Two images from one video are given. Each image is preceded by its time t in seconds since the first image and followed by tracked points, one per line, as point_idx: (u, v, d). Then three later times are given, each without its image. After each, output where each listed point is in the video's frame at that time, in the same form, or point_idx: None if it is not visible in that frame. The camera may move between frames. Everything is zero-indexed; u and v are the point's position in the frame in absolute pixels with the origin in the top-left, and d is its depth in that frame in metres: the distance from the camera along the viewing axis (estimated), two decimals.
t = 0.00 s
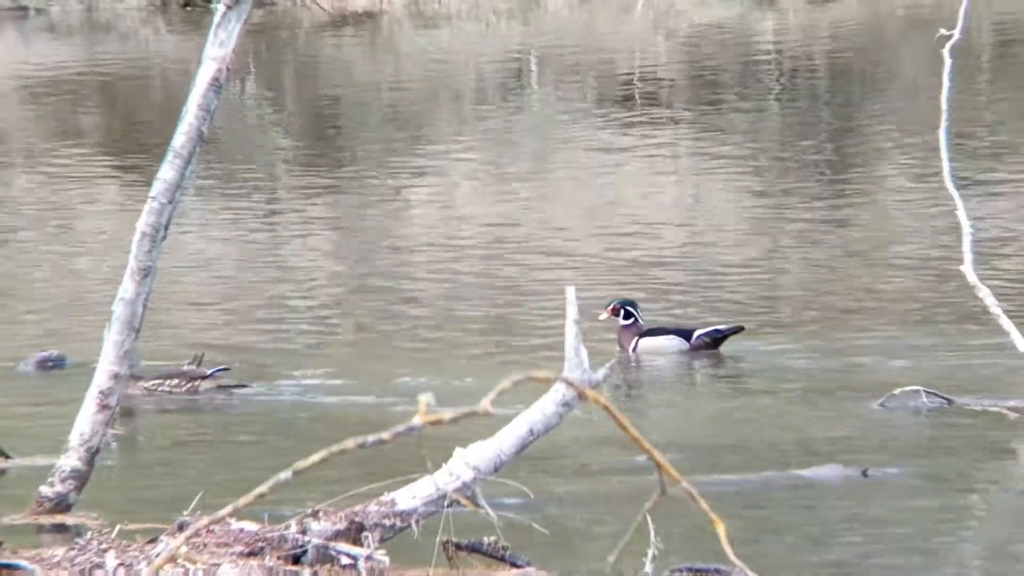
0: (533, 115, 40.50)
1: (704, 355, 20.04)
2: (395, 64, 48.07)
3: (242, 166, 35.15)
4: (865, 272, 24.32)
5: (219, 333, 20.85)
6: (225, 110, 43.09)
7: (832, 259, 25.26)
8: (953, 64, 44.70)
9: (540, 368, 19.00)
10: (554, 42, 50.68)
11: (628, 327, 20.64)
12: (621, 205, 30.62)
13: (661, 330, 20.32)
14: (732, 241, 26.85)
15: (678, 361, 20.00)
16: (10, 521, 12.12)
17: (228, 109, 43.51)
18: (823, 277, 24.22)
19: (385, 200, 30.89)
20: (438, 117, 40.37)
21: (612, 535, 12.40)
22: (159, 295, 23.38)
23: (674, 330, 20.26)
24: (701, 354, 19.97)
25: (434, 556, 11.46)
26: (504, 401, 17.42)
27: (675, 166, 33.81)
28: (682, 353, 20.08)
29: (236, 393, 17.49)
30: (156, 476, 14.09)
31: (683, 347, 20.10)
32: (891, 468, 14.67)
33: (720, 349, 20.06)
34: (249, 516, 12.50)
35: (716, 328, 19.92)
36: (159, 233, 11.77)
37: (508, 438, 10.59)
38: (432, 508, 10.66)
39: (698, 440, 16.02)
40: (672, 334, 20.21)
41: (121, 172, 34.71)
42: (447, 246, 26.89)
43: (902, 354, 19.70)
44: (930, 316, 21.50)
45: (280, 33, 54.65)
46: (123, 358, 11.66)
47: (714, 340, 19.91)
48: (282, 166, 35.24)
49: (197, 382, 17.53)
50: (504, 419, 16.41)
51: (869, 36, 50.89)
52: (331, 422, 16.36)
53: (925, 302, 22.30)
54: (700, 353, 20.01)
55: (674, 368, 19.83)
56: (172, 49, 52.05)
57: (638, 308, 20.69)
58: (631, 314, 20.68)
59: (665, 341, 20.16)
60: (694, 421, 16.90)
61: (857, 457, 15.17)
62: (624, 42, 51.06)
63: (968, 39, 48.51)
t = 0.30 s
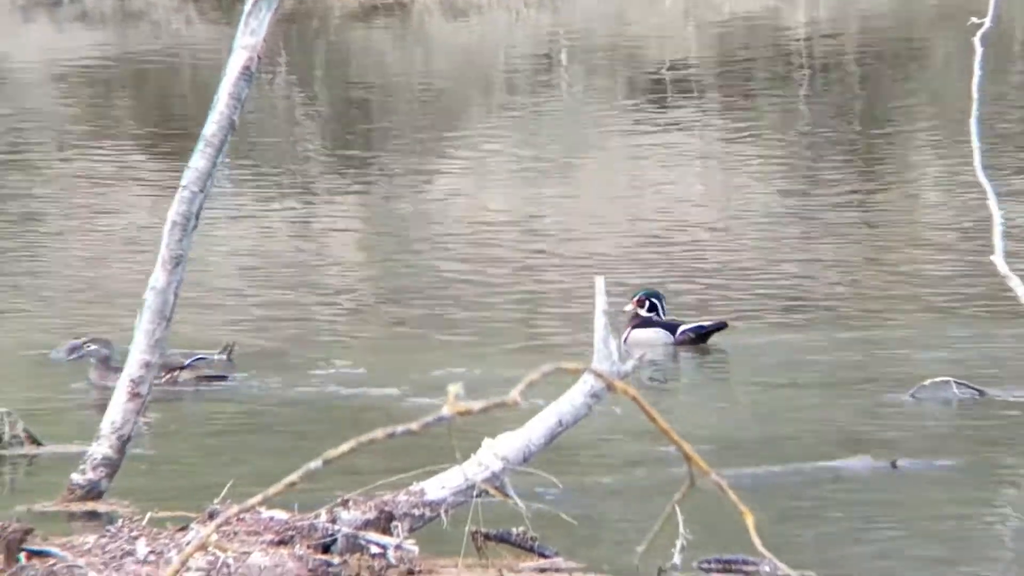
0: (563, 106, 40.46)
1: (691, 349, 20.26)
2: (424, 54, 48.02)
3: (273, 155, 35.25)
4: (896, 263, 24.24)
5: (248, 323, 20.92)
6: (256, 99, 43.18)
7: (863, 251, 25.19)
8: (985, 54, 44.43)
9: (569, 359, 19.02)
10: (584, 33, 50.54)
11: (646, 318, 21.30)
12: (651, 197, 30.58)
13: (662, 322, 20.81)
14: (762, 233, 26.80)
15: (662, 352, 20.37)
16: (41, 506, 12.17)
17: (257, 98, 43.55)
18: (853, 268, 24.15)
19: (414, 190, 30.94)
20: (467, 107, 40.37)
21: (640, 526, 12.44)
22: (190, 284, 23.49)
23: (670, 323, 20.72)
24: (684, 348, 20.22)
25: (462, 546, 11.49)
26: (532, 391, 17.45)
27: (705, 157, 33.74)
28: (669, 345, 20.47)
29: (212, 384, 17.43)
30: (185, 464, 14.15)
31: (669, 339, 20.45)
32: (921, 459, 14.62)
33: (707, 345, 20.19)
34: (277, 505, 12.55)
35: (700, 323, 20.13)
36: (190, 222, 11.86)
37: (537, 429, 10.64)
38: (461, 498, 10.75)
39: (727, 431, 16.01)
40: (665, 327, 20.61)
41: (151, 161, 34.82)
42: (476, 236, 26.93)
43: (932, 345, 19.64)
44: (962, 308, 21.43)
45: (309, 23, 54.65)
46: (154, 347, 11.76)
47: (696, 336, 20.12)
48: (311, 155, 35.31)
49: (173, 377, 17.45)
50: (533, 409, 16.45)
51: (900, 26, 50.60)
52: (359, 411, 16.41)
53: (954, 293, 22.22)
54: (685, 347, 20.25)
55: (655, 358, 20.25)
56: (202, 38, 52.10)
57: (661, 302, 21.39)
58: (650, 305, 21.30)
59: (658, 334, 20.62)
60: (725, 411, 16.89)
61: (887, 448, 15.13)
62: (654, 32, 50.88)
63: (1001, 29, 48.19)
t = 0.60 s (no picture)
0: (592, 92, 40.39)
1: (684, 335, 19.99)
2: (453, 41, 47.98)
3: (302, 141, 35.29)
4: (926, 250, 24.16)
5: (278, 308, 20.97)
6: (285, 85, 43.24)
7: (892, 237, 25.12)
8: (1017, 41, 44.18)
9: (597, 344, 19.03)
10: (614, 20, 50.41)
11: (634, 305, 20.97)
12: (680, 184, 30.50)
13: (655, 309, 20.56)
14: (792, 219, 26.74)
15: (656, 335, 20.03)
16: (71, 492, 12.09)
17: (286, 85, 43.59)
18: (882, 254, 24.07)
19: (443, 176, 30.95)
20: (495, 94, 40.34)
21: (670, 512, 12.44)
22: (220, 270, 23.53)
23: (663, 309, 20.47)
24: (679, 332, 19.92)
25: (492, 531, 11.54)
26: (561, 377, 17.47)
27: (734, 144, 33.65)
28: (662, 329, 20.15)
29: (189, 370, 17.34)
30: (215, 450, 14.19)
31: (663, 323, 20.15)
32: (952, 445, 14.58)
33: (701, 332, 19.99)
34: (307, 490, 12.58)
35: (698, 309, 19.96)
36: (220, 208, 11.99)
37: (566, 414, 10.66)
38: (490, 483, 10.77)
39: (756, 417, 15.98)
40: (660, 313, 20.34)
41: (181, 147, 34.88)
42: (504, 222, 26.92)
43: (962, 332, 19.59)
44: (994, 296, 21.31)
45: (338, 9, 54.64)
46: (186, 333, 11.85)
47: (693, 321, 19.92)
48: (340, 141, 35.33)
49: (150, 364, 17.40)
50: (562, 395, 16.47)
51: (931, 14, 50.35)
52: (386, 397, 16.40)
53: (985, 281, 22.15)
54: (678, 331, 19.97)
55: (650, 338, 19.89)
56: (231, 25, 52.14)
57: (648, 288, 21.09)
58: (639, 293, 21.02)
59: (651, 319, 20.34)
60: (755, 396, 16.83)
61: (918, 434, 15.09)
62: (683, 19, 50.71)
63: None
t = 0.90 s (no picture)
0: (623, 81, 40.32)
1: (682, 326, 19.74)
2: (483, 30, 47.94)
3: (332, 130, 35.31)
4: (957, 239, 24.06)
5: (309, 297, 21.03)
6: (315, 75, 43.28)
7: (923, 226, 25.02)
8: None
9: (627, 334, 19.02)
10: (644, 9, 50.28)
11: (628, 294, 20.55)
12: (710, 173, 30.40)
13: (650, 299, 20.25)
14: (822, 208, 26.65)
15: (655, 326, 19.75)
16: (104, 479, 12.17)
17: (317, 74, 43.63)
18: (913, 243, 23.98)
19: (473, 165, 30.96)
20: (525, 83, 40.30)
21: (700, 501, 12.42)
22: (251, 258, 23.57)
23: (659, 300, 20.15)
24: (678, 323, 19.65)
25: (521, 521, 11.51)
26: (590, 366, 17.47)
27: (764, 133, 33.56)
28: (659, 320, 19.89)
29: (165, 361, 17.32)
30: (245, 439, 14.24)
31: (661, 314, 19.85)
32: (982, 435, 14.52)
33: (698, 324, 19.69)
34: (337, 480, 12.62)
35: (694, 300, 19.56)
36: (252, 197, 12.06)
37: (596, 402, 10.68)
38: (519, 473, 10.77)
39: (786, 406, 15.96)
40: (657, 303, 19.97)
41: (212, 136, 34.98)
42: (534, 211, 26.92)
43: (993, 321, 19.51)
44: None
45: None
46: (217, 322, 11.92)
47: (691, 310, 19.53)
48: (370, 130, 35.37)
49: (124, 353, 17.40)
50: (591, 384, 16.47)
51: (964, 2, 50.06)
52: (415, 388, 16.36)
53: (1017, 270, 22.04)
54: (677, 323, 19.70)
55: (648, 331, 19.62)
56: (262, 14, 52.23)
57: (639, 276, 20.63)
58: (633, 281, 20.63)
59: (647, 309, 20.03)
60: (784, 386, 16.80)
61: (949, 424, 15.04)
62: (714, 8, 50.54)
63: None
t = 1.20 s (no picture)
0: (652, 77, 40.30)
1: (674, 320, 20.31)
2: (513, 27, 47.95)
3: (362, 126, 35.39)
4: (988, 236, 23.98)
5: (339, 293, 21.09)
6: (345, 71, 43.38)
7: (954, 222, 24.94)
8: None
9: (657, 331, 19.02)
10: (674, 6, 50.22)
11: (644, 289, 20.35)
12: (740, 168, 30.35)
13: (651, 294, 20.20)
14: (853, 205, 26.58)
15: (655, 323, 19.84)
16: (136, 473, 12.27)
17: (347, 71, 43.72)
18: (944, 240, 23.90)
19: (502, 161, 30.99)
20: (555, 80, 40.31)
21: (730, 497, 12.43)
22: (282, 254, 23.65)
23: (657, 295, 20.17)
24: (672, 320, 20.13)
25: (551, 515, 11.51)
26: (619, 362, 17.48)
27: (795, 129, 33.48)
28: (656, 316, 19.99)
29: (148, 360, 17.33)
30: (276, 433, 14.29)
31: (661, 311, 19.94)
32: (1013, 432, 14.48)
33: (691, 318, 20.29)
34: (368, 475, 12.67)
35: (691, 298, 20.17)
36: (282, 192, 12.13)
37: (626, 399, 10.83)
38: (549, 468, 10.82)
39: (816, 402, 15.95)
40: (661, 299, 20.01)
41: (242, 133, 35.10)
42: (563, 208, 26.93)
43: None
44: None
45: None
46: (248, 318, 11.97)
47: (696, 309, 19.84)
48: (400, 126, 35.44)
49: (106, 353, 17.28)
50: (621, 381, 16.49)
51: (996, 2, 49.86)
52: (444, 383, 16.41)
53: None
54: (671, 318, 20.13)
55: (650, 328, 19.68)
56: (293, 11, 52.36)
57: (660, 273, 20.39)
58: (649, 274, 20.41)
59: (646, 302, 20.02)
60: (814, 382, 16.78)
61: (980, 421, 15.00)
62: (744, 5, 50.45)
63: None
